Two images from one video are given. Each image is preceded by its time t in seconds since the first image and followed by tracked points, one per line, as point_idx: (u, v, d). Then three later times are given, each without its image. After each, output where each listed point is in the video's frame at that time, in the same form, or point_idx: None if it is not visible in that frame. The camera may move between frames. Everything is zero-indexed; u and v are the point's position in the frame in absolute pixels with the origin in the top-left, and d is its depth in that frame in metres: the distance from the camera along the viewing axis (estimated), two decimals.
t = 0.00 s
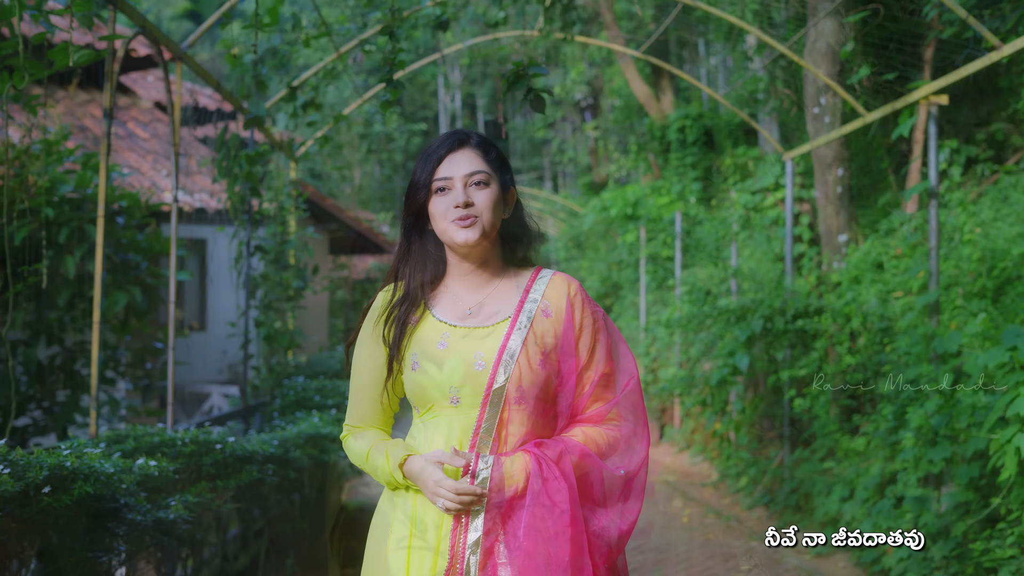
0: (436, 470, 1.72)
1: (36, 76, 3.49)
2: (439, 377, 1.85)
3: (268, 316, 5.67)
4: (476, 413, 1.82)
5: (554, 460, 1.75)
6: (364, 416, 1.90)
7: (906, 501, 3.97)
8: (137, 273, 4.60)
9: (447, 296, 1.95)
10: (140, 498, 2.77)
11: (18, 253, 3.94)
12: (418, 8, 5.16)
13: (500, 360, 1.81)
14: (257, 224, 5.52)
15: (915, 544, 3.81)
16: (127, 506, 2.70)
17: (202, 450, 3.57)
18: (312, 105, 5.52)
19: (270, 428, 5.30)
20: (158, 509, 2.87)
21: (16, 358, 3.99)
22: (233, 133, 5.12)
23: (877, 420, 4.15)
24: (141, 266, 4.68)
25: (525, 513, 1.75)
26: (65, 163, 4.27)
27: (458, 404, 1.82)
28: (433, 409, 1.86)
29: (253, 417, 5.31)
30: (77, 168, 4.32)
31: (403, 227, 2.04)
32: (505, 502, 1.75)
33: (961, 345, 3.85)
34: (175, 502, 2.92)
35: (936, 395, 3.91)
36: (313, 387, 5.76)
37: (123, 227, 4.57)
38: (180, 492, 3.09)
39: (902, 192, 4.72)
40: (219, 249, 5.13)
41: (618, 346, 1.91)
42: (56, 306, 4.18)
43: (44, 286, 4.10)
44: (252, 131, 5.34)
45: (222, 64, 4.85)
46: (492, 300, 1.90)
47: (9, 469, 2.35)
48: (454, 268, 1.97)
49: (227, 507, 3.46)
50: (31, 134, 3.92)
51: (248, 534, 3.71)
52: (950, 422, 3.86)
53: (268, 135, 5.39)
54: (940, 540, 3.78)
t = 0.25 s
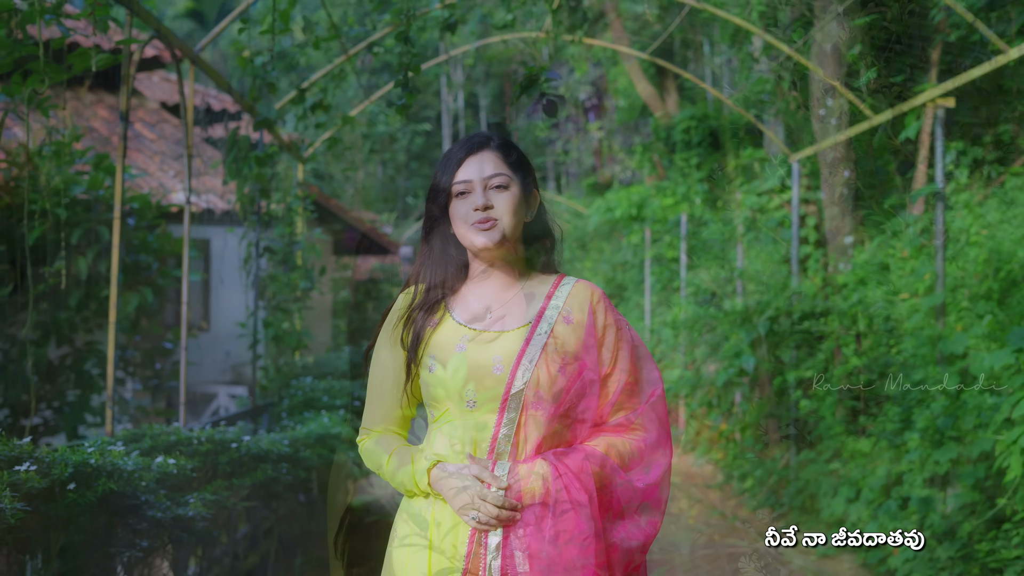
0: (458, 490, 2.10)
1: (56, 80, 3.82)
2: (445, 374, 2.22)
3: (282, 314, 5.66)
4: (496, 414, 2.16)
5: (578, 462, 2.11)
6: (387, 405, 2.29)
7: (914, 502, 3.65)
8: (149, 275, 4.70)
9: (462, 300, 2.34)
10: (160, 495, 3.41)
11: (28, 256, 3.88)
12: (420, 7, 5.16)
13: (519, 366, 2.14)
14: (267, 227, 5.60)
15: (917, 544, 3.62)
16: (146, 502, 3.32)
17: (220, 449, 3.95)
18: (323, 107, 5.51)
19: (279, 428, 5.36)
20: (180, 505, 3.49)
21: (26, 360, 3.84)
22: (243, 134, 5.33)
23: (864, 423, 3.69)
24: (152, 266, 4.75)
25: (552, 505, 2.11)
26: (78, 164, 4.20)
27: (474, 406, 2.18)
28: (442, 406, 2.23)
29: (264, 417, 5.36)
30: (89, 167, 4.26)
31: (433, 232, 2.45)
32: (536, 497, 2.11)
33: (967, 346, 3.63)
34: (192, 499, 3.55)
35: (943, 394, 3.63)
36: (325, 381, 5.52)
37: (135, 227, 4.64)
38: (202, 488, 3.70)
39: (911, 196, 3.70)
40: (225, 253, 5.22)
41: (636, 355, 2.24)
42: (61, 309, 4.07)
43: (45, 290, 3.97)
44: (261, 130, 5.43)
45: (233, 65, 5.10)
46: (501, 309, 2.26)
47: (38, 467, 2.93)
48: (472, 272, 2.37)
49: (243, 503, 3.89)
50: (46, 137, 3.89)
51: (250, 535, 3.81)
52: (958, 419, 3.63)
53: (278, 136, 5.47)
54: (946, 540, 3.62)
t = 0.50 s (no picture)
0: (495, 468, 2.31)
1: (73, 83, 4.32)
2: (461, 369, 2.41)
3: (288, 315, 4.62)
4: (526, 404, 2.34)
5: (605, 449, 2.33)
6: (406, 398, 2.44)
7: (917, 503, 3.12)
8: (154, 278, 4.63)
9: (475, 294, 2.49)
10: (177, 494, 3.76)
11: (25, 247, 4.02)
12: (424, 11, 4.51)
13: (547, 355, 2.34)
14: (272, 221, 4.82)
15: (922, 545, 3.13)
16: (166, 501, 3.70)
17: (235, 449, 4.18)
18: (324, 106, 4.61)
19: (284, 433, 4.47)
20: (199, 504, 3.74)
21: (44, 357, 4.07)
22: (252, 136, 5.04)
23: (859, 434, 3.13)
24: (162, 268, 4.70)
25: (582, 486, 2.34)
26: (86, 167, 4.32)
27: (501, 393, 2.36)
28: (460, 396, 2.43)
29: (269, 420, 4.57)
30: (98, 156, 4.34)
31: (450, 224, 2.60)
32: (568, 480, 2.33)
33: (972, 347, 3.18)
34: (208, 499, 3.75)
35: (941, 393, 3.15)
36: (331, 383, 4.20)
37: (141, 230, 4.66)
38: (219, 487, 3.90)
39: (913, 199, 3.24)
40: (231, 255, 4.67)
41: (663, 347, 2.44)
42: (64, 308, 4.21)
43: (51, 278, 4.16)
44: (268, 136, 5.00)
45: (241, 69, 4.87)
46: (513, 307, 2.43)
47: (64, 467, 3.58)
48: (483, 268, 2.53)
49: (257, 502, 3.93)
50: (50, 137, 4.17)
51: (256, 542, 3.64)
52: (959, 417, 3.14)
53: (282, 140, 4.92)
54: (956, 544, 3.12)
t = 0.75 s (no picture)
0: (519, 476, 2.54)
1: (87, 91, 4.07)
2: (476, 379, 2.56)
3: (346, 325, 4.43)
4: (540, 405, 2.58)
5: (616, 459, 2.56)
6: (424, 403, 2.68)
7: (919, 502, 2.47)
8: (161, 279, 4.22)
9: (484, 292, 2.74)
10: (190, 493, 3.61)
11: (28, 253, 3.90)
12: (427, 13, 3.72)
13: (560, 357, 2.59)
14: (277, 221, 4.13)
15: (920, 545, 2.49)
16: (179, 500, 3.58)
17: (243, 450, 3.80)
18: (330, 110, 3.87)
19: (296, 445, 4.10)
20: (209, 501, 3.57)
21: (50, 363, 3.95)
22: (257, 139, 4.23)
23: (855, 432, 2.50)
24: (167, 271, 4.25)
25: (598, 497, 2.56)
26: (94, 170, 4.08)
27: (515, 398, 2.58)
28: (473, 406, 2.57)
29: (276, 422, 3.90)
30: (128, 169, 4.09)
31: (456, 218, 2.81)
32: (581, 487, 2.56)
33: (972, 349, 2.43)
34: (220, 496, 3.59)
35: (939, 389, 2.46)
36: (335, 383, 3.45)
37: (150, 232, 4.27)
38: (231, 484, 3.66)
39: (914, 200, 2.58)
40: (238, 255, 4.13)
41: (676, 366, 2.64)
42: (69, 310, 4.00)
43: (52, 279, 3.95)
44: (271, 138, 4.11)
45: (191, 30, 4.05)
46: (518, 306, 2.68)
47: (79, 464, 3.63)
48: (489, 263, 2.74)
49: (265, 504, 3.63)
50: (59, 140, 4.00)
51: (265, 542, 3.48)
52: (960, 413, 2.46)
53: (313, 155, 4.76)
54: (954, 538, 2.48)
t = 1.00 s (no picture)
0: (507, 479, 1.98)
1: (93, 94, 4.38)
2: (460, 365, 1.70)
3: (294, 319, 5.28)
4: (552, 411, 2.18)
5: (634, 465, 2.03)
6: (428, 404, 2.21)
7: (922, 511, 1.21)
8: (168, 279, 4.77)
9: (487, 293, 2.27)
10: (202, 492, 4.50)
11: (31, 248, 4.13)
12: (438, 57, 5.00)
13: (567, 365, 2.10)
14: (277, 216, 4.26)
15: (924, 550, 1.21)
16: (192, 497, 4.46)
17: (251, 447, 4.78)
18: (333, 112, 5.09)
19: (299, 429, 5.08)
20: (223, 501, 4.48)
21: (47, 359, 4.19)
22: (262, 140, 5.18)
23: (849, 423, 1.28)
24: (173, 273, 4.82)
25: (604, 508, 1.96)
26: (103, 172, 4.47)
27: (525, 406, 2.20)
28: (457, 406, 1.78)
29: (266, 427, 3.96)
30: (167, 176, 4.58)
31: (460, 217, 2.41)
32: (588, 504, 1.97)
33: None
34: (231, 496, 4.51)
35: (932, 392, 1.25)
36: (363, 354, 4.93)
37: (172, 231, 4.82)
38: (239, 485, 4.58)
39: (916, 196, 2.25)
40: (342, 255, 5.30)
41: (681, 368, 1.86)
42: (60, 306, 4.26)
43: (43, 277, 4.20)
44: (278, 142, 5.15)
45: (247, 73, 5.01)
46: (518, 304, 2.20)
47: (174, 461, 4.49)
48: (488, 258, 2.26)
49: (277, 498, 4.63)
50: (71, 143, 4.31)
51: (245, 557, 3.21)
52: (961, 411, 1.25)
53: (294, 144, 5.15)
54: (955, 533, 1.21)
